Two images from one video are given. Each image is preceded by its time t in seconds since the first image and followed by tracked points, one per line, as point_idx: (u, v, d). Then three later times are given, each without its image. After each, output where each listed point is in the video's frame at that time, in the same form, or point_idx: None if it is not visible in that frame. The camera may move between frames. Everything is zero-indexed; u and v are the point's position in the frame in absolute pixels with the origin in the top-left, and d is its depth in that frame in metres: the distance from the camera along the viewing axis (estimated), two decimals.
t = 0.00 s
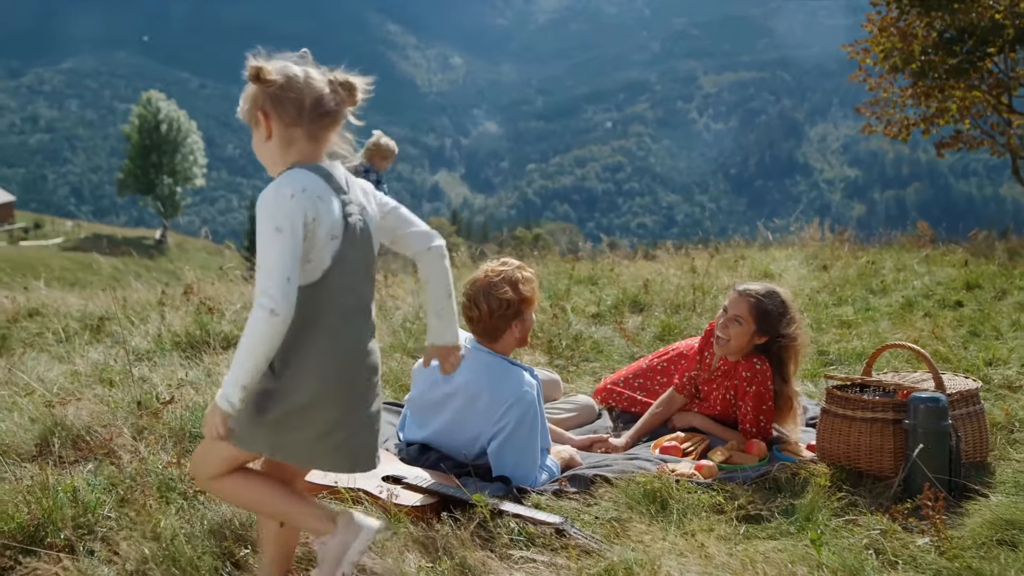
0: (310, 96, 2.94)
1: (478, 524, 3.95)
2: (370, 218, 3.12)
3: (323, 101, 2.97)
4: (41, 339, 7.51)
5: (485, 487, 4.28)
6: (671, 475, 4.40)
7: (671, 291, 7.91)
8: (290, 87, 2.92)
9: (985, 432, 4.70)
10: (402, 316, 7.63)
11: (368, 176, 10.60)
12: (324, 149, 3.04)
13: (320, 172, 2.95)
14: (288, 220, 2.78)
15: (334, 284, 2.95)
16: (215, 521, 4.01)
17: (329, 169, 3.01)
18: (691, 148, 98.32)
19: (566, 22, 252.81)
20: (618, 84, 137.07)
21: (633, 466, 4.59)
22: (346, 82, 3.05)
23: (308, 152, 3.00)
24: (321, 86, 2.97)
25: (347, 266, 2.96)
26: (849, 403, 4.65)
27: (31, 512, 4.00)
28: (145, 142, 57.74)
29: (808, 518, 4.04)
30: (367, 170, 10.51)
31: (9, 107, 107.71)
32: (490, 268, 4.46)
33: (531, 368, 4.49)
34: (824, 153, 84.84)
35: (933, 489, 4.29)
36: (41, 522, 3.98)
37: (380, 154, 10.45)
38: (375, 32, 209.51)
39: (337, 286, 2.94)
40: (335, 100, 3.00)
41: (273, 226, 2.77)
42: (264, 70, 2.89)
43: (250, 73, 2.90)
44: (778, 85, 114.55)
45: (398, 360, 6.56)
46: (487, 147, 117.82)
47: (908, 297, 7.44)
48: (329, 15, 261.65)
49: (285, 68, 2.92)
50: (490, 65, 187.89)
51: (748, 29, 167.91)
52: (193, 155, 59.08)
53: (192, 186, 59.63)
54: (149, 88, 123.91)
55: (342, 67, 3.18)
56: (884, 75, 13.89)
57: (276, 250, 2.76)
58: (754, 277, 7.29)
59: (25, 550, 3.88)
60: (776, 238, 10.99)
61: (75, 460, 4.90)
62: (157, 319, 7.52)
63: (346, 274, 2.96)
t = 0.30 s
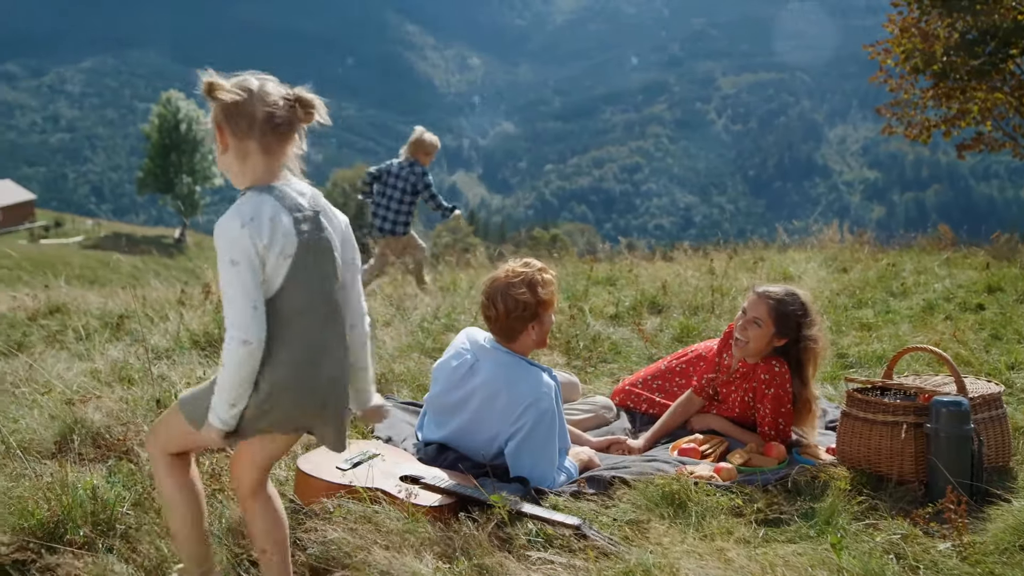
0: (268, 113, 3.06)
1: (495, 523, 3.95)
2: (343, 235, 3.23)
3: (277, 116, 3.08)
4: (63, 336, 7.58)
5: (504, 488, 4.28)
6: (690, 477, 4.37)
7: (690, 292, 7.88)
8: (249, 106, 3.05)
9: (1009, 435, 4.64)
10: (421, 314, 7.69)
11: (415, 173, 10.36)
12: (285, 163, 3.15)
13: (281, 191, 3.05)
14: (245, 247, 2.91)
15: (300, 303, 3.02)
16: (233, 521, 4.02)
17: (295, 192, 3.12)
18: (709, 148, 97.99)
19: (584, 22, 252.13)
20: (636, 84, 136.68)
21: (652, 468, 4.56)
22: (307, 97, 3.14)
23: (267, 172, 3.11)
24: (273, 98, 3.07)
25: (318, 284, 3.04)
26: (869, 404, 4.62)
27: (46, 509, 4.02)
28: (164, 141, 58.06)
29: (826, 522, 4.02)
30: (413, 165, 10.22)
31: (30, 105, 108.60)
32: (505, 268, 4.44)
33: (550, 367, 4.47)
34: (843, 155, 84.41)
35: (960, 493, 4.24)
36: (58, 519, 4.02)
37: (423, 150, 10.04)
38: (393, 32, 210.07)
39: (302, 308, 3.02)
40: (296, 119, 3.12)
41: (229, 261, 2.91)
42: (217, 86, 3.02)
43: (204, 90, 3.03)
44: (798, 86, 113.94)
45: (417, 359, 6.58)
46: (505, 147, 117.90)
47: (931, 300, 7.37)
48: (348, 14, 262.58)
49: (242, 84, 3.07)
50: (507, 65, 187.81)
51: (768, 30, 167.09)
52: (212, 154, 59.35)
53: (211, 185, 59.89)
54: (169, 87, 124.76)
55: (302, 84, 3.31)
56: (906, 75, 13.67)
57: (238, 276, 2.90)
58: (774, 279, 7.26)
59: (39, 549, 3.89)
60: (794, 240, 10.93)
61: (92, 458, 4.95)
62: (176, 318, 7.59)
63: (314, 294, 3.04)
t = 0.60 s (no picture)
0: (234, 109, 3.19)
1: (515, 524, 3.93)
2: (304, 223, 3.40)
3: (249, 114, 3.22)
4: (85, 334, 7.66)
5: (524, 490, 4.28)
6: (710, 480, 4.36)
7: (710, 294, 7.85)
8: (216, 100, 3.17)
9: None
10: (440, 314, 7.73)
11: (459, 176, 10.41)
12: (256, 160, 3.29)
13: (247, 185, 3.19)
14: (191, 235, 3.04)
15: (250, 287, 3.16)
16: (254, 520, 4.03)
17: (264, 185, 3.26)
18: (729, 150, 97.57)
19: (604, 23, 251.58)
20: (656, 86, 136.41)
21: (671, 470, 4.55)
22: (275, 87, 3.26)
23: (236, 170, 3.25)
24: (243, 93, 3.20)
25: (267, 276, 3.17)
26: (891, 409, 4.59)
27: (68, 508, 4.04)
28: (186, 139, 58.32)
29: (847, 527, 3.99)
30: (460, 169, 10.25)
31: (54, 103, 109.74)
32: (527, 272, 4.43)
33: (572, 370, 4.46)
34: (864, 157, 83.85)
35: (985, 499, 4.19)
36: (79, 517, 4.02)
37: (469, 153, 10.08)
38: (413, 32, 210.56)
39: (253, 291, 3.15)
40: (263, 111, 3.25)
41: (177, 246, 3.03)
42: (187, 87, 3.18)
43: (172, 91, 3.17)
44: (819, 88, 113.30)
45: (436, 359, 6.59)
46: (524, 147, 117.88)
47: (953, 303, 7.31)
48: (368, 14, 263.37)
49: (213, 81, 3.21)
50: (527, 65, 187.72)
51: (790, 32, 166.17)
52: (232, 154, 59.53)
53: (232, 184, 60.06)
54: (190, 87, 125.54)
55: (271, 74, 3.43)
56: (930, 77, 13.59)
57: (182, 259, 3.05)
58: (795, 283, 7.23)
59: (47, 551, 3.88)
60: (816, 243, 10.85)
61: (115, 456, 5.00)
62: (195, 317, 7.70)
63: (264, 283, 3.16)
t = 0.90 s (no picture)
0: (217, 112, 3.32)
1: (531, 524, 3.93)
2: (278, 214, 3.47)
3: (234, 119, 3.35)
4: (100, 331, 7.74)
5: (539, 490, 4.29)
6: (727, 482, 4.34)
7: (727, 295, 7.84)
8: (198, 103, 3.32)
9: None
10: (455, 315, 7.72)
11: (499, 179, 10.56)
12: (232, 160, 3.41)
13: (210, 191, 3.34)
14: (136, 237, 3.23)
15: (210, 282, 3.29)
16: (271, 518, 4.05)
17: (234, 185, 3.41)
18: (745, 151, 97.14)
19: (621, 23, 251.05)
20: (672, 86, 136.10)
21: (686, 472, 4.54)
22: (262, 91, 3.38)
23: (213, 169, 3.39)
24: (228, 96, 3.33)
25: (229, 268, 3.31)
26: (908, 412, 4.55)
27: (86, 504, 4.02)
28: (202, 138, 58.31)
29: (865, 530, 3.96)
30: (498, 170, 10.41)
31: (72, 103, 110.38)
32: (545, 274, 4.44)
33: (587, 372, 4.47)
34: (881, 158, 83.38)
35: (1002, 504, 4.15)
36: (93, 514, 4.00)
37: (511, 155, 10.16)
38: (429, 32, 210.69)
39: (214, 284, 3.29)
40: (249, 116, 3.37)
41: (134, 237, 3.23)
42: (176, 88, 3.32)
43: (165, 93, 3.34)
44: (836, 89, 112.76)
45: (452, 359, 6.62)
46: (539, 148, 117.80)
47: (971, 306, 7.27)
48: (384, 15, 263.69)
49: (197, 82, 3.36)
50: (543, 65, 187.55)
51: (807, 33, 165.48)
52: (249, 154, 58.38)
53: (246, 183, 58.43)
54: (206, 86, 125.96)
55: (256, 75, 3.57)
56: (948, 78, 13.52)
57: (118, 249, 3.26)
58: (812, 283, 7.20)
59: (53, 551, 3.88)
60: (831, 243, 10.78)
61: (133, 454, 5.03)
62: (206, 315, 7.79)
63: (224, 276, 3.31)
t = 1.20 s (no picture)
0: (192, 102, 3.49)
1: (544, 525, 3.94)
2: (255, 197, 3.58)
3: (206, 103, 3.51)
4: (116, 330, 7.77)
5: (552, 491, 4.28)
6: (742, 484, 4.33)
7: (742, 297, 7.82)
8: (175, 93, 3.51)
9: None
10: (470, 314, 7.72)
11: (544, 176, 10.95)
12: (208, 147, 3.58)
13: (185, 175, 3.50)
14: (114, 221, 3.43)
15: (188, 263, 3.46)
16: (285, 516, 4.07)
17: (211, 167, 3.54)
18: (761, 152, 96.72)
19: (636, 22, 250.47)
20: (687, 86, 135.72)
21: (702, 474, 4.53)
22: (230, 81, 3.59)
23: (190, 155, 3.54)
24: (203, 86, 3.51)
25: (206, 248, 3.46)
26: (925, 415, 4.53)
27: (100, 500, 4.05)
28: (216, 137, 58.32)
29: (882, 534, 3.94)
30: (545, 167, 10.81)
31: (89, 102, 110.82)
32: (564, 276, 4.43)
33: (604, 374, 4.45)
34: (898, 159, 82.74)
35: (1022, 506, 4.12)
36: (107, 510, 4.02)
37: (558, 151, 10.52)
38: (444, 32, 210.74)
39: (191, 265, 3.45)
40: (220, 103, 3.53)
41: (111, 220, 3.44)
42: (156, 81, 3.53)
43: (145, 84, 3.53)
44: (853, 90, 112.22)
45: (466, 359, 6.61)
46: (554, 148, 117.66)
47: (990, 309, 7.20)
48: (399, 14, 263.84)
49: (177, 75, 3.55)
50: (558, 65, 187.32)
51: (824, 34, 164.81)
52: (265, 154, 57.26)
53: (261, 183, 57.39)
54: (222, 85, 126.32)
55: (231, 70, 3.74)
56: (965, 79, 13.41)
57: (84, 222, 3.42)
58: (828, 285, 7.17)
59: (70, 543, 3.89)
60: (848, 245, 10.73)
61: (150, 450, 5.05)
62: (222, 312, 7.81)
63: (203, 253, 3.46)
